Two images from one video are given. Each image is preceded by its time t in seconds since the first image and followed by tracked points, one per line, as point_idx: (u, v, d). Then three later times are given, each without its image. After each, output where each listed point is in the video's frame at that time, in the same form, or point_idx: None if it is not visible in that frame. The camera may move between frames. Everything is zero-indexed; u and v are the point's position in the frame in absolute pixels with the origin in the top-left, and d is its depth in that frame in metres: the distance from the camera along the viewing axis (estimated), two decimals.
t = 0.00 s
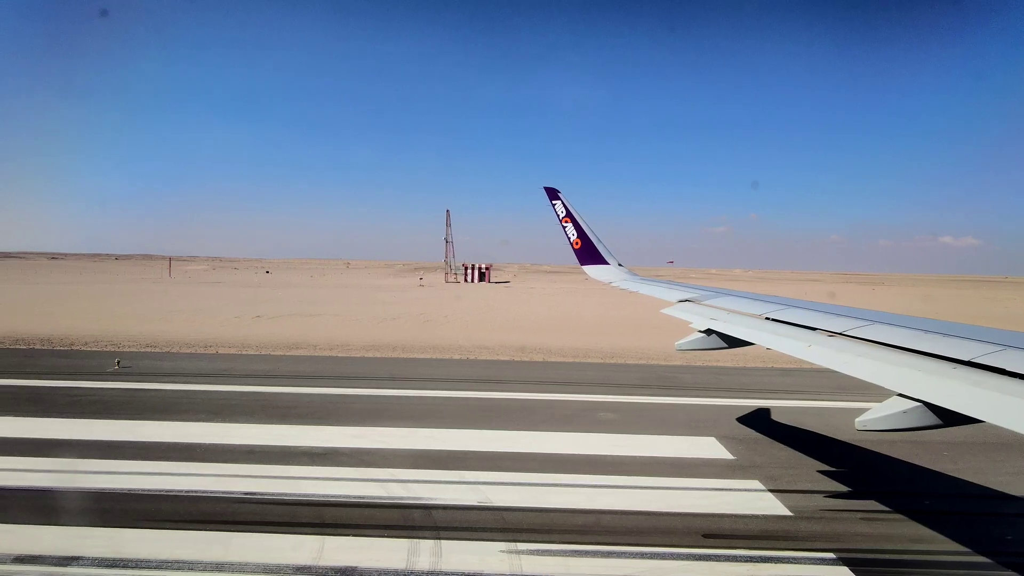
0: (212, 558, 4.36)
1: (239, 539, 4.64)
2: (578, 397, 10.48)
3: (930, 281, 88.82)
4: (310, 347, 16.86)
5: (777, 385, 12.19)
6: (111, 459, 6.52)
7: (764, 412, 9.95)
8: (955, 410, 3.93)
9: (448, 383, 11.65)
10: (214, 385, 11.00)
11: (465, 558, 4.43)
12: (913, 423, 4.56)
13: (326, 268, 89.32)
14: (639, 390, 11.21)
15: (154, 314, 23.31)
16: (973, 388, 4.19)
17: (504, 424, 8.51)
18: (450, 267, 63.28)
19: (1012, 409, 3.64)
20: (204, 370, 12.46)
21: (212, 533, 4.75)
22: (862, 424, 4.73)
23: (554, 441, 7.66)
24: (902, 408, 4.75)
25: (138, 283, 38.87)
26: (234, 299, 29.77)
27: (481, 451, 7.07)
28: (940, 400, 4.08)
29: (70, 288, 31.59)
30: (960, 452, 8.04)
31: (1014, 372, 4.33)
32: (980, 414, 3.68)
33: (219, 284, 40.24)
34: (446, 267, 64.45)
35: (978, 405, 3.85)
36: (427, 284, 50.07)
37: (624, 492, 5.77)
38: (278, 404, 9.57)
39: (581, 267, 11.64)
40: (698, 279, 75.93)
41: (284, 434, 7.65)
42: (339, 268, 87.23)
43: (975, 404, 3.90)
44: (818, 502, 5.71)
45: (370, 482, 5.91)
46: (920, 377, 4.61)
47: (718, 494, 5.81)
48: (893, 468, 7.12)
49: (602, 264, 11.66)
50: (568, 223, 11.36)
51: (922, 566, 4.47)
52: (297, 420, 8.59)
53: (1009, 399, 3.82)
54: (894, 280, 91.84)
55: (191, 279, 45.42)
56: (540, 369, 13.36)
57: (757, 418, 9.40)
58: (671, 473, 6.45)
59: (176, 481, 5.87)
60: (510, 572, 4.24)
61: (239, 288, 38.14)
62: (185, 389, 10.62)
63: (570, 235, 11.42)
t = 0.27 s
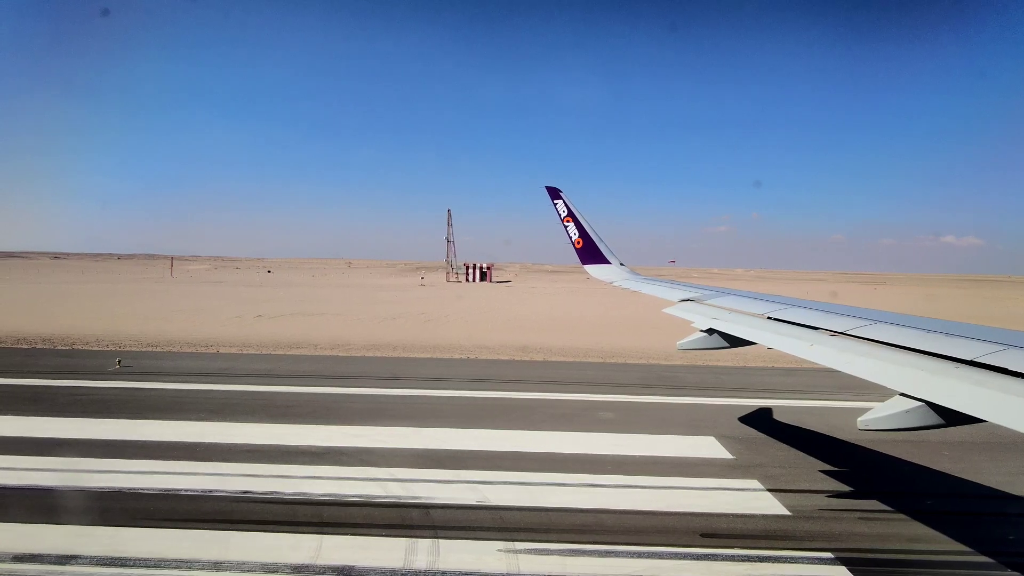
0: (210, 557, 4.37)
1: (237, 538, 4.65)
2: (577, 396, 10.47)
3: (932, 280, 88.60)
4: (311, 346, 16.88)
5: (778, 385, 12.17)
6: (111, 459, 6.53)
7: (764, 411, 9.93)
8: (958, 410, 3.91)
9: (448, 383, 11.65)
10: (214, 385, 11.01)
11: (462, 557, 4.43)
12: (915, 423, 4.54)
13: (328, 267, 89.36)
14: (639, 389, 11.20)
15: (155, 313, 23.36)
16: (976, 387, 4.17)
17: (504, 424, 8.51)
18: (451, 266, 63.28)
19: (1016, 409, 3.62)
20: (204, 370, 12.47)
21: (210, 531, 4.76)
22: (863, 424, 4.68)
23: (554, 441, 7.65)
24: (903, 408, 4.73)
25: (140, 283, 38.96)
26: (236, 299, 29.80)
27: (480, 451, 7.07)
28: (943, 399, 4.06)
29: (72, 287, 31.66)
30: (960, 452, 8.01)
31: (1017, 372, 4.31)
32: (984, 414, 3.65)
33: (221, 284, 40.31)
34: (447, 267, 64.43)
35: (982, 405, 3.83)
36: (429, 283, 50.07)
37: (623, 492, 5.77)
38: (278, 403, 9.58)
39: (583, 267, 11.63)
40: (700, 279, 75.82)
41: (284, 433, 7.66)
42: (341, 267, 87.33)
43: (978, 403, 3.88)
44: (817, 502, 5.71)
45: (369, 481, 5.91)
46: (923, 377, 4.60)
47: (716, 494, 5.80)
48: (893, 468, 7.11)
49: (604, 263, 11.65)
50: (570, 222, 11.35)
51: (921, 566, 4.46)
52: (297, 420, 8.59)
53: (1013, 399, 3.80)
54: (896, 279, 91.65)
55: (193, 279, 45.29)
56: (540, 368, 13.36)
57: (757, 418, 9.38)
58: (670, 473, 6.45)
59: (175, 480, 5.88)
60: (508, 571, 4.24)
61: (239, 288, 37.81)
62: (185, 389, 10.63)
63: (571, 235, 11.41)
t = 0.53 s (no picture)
0: (208, 556, 4.38)
1: (235, 537, 4.66)
2: (578, 396, 10.46)
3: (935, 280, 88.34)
4: (311, 346, 16.88)
5: (779, 385, 12.15)
6: (111, 458, 6.54)
7: (765, 411, 9.91)
8: (961, 410, 3.91)
9: (448, 383, 11.64)
10: (214, 385, 11.01)
11: (460, 556, 4.43)
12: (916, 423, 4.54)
13: (329, 267, 89.17)
14: (639, 389, 11.19)
15: (157, 313, 23.40)
16: (979, 388, 4.15)
17: (503, 423, 8.51)
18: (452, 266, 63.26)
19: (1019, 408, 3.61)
20: (204, 369, 12.48)
21: (208, 531, 4.77)
22: (864, 423, 4.65)
23: (554, 441, 7.65)
24: (904, 408, 4.73)
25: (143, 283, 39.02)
26: (237, 299, 29.82)
27: (480, 450, 7.06)
28: (946, 399, 4.05)
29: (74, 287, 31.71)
30: (960, 451, 8.00)
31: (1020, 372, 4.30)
32: (988, 414, 3.64)
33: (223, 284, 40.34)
34: (449, 266, 64.40)
35: (984, 405, 3.82)
36: (430, 283, 50.05)
37: (622, 492, 5.76)
38: (278, 403, 9.58)
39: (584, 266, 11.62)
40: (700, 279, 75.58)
41: (284, 433, 7.66)
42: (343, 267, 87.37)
43: (982, 403, 3.86)
44: (816, 502, 5.70)
45: (367, 481, 5.91)
46: (925, 377, 4.58)
47: (716, 494, 5.80)
48: (894, 467, 7.09)
49: (606, 262, 11.64)
50: (571, 221, 11.35)
51: (918, 566, 4.46)
52: (297, 420, 8.59)
53: (1016, 399, 3.79)
54: (899, 278, 91.33)
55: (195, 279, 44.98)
56: (541, 368, 13.35)
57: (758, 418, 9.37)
58: (669, 473, 6.44)
59: (174, 479, 5.90)
60: (505, 571, 4.24)
61: (240, 288, 37.22)
62: (186, 389, 10.63)
63: (573, 234, 11.40)
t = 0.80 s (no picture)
0: (205, 555, 4.38)
1: (233, 537, 4.67)
2: (577, 395, 10.47)
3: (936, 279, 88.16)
4: (312, 346, 16.90)
5: (779, 385, 12.14)
6: (111, 458, 6.55)
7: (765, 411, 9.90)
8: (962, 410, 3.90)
9: (448, 382, 11.64)
10: (215, 384, 11.02)
11: (457, 556, 4.43)
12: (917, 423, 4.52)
13: (331, 267, 89.20)
14: (639, 388, 11.20)
15: (159, 313, 23.46)
16: (981, 388, 4.15)
17: (503, 423, 8.52)
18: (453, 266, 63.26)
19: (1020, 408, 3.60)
20: (205, 369, 12.49)
21: (207, 530, 4.77)
22: (866, 423, 4.65)
23: (553, 440, 7.64)
24: (906, 408, 4.71)
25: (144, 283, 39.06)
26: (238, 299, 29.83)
27: (479, 450, 7.07)
28: (947, 399, 4.04)
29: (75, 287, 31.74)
30: (960, 451, 7.99)
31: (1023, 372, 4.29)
32: (991, 414, 3.63)
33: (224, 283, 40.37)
34: (450, 266, 64.39)
35: (986, 405, 3.81)
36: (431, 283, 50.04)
37: (622, 492, 5.76)
38: (278, 403, 9.59)
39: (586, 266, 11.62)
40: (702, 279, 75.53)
41: (283, 432, 7.66)
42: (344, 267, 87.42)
43: (983, 403, 3.86)
44: (815, 502, 5.69)
45: (366, 481, 5.91)
46: (927, 377, 4.57)
47: (714, 494, 5.79)
48: (893, 467, 7.08)
49: (607, 262, 11.63)
50: (573, 221, 11.35)
51: (915, 566, 4.45)
52: (298, 419, 8.59)
53: (1018, 399, 3.78)
54: (900, 278, 91.19)
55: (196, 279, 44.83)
56: (542, 368, 13.35)
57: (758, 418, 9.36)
58: (669, 473, 6.44)
59: (173, 479, 5.90)
60: (502, 571, 4.24)
61: (239, 288, 37.06)
62: (186, 388, 10.63)
63: (574, 234, 11.40)
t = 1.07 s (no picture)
0: (203, 555, 4.39)
1: (230, 537, 4.67)
2: (576, 395, 10.47)
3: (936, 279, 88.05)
4: (312, 346, 16.91)
5: (778, 385, 12.14)
6: (109, 458, 6.56)
7: (764, 411, 9.89)
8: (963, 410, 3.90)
9: (448, 382, 11.64)
10: (214, 384, 11.03)
11: (454, 556, 4.43)
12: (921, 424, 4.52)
13: (331, 267, 89.23)
14: (638, 388, 11.20)
15: (159, 313, 23.49)
16: (983, 387, 4.14)
17: (502, 423, 8.52)
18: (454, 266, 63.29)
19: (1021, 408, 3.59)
20: (205, 369, 12.51)
21: (205, 529, 4.78)
22: (869, 424, 4.68)
23: (553, 441, 7.63)
24: (911, 408, 4.71)
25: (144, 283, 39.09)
26: (239, 299, 29.85)
27: (477, 450, 7.07)
28: (948, 400, 4.04)
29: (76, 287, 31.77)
30: (959, 451, 7.99)
31: None
32: (992, 414, 3.62)
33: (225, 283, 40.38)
34: (451, 266, 64.41)
35: (986, 405, 3.81)
36: (432, 283, 50.04)
37: (620, 492, 5.76)
38: (278, 403, 9.60)
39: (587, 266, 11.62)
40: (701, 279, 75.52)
41: (282, 433, 7.67)
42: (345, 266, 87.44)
43: (984, 403, 3.85)
44: (813, 502, 5.69)
45: (364, 481, 5.92)
46: (929, 377, 4.57)
47: (712, 494, 5.79)
48: (892, 467, 7.08)
49: (608, 262, 11.62)
50: (574, 222, 11.35)
51: (912, 566, 4.45)
52: (297, 419, 8.60)
53: (1020, 399, 3.77)
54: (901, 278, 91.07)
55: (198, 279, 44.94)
56: (541, 368, 13.35)
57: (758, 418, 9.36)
58: (667, 473, 6.44)
59: (172, 479, 5.91)
60: (499, 571, 4.24)
61: (239, 288, 37.14)
62: (186, 389, 10.64)
63: (576, 234, 11.40)
